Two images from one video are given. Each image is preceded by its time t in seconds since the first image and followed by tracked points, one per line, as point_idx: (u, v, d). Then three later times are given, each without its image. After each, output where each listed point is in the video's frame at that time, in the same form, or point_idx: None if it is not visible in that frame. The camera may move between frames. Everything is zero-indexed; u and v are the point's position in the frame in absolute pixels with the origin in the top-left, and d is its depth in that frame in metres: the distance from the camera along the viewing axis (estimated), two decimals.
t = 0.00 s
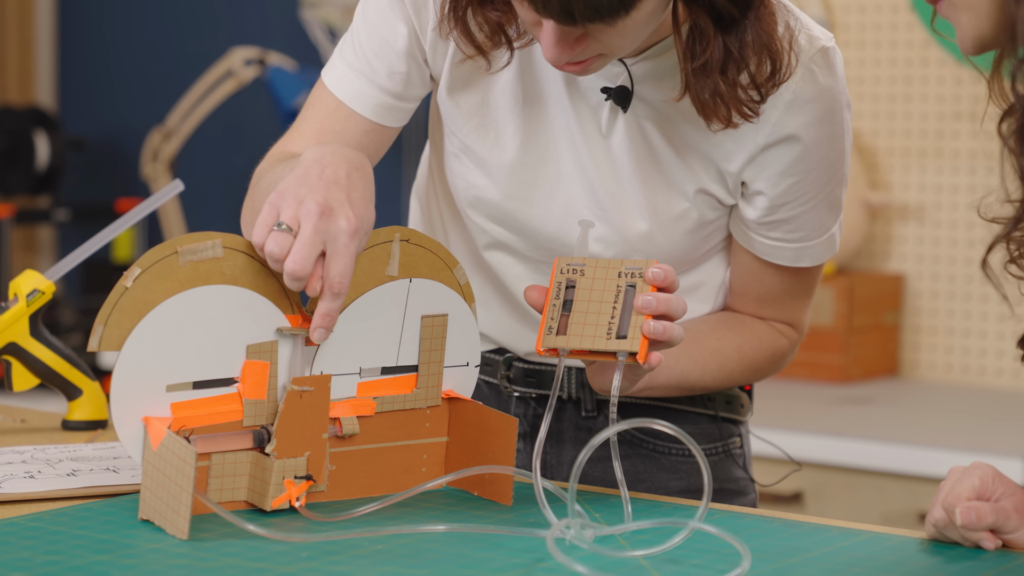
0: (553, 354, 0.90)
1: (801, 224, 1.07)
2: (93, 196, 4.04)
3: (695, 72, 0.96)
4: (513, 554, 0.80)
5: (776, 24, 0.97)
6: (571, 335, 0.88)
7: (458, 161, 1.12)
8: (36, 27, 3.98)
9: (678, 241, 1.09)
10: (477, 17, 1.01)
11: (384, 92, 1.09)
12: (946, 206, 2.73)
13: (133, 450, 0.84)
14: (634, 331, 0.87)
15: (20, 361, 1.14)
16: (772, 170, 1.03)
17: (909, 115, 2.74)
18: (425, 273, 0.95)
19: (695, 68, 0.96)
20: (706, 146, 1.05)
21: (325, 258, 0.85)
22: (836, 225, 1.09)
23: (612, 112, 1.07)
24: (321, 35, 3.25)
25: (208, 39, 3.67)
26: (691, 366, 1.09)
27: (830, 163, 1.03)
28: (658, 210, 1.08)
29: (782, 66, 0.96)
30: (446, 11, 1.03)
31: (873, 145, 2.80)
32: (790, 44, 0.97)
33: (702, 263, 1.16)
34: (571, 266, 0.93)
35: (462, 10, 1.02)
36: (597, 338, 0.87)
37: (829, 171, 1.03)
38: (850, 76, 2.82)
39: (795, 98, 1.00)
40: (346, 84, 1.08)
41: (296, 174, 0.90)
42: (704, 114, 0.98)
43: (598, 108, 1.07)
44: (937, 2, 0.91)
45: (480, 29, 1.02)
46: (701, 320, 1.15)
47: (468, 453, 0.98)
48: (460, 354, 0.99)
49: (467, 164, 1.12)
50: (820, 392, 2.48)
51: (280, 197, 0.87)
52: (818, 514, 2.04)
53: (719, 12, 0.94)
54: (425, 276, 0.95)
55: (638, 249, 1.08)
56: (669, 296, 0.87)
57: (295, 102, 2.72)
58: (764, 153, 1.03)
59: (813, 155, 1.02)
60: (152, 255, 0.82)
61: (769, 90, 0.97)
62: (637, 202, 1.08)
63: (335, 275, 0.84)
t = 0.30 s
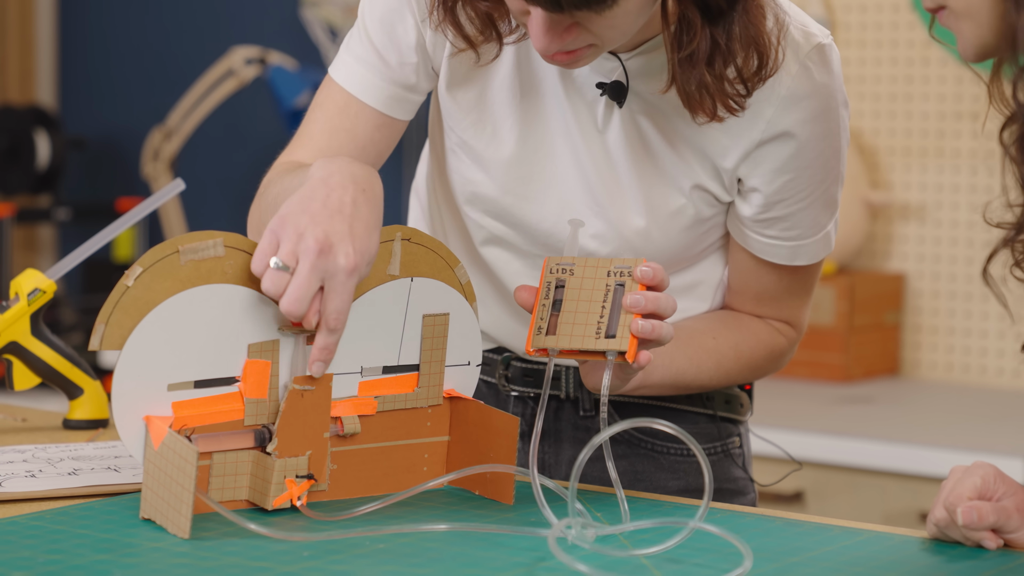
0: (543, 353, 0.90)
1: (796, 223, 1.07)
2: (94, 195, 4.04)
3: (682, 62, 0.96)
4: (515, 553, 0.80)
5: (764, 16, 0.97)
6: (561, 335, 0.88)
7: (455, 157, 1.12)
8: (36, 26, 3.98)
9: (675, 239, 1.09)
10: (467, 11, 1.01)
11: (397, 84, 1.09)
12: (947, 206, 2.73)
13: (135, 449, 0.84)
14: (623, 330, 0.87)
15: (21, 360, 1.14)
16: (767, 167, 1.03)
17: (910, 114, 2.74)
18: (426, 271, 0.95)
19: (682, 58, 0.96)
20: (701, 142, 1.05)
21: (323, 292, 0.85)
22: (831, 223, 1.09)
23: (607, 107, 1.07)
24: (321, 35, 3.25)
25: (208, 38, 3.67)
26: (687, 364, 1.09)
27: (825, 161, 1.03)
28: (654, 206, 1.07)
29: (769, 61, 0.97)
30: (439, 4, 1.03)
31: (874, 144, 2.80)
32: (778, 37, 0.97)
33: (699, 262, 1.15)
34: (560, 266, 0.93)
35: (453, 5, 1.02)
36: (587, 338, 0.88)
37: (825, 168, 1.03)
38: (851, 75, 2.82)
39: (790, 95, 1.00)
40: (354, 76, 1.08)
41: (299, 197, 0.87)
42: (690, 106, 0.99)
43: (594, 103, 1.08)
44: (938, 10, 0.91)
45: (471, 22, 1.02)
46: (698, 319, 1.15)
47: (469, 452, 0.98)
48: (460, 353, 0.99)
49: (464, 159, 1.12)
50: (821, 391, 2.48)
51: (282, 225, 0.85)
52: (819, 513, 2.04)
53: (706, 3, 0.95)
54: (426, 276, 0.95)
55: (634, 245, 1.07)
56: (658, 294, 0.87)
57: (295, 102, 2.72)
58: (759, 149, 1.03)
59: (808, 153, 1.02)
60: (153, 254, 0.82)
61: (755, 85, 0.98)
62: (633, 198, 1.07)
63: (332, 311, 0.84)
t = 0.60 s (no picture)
0: (554, 318, 0.90)
1: (787, 218, 1.06)
2: (94, 195, 4.04)
3: (678, 25, 0.97)
4: (515, 552, 0.80)
5: None
6: (573, 298, 0.88)
7: (459, 131, 1.14)
8: (36, 25, 3.98)
9: (672, 225, 1.08)
10: None
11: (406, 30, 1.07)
12: (947, 205, 2.73)
13: (134, 449, 0.84)
14: (636, 292, 0.87)
15: (21, 360, 1.14)
16: (761, 159, 1.03)
17: (910, 114, 2.74)
18: (425, 271, 0.95)
19: (678, 22, 0.97)
20: (698, 126, 1.05)
21: (351, 356, 0.84)
22: (824, 220, 1.09)
23: (607, 88, 1.08)
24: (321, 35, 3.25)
25: (208, 37, 3.67)
26: (690, 352, 1.08)
27: (821, 157, 1.03)
28: (653, 187, 1.07)
29: (763, 22, 0.98)
30: None
31: (874, 144, 2.80)
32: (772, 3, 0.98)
33: (695, 257, 1.15)
34: (572, 233, 0.93)
35: None
36: (600, 300, 0.87)
37: (820, 164, 1.03)
38: (851, 75, 2.82)
39: (787, 88, 1.01)
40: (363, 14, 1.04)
41: (323, 254, 0.81)
42: (688, 70, 0.99)
43: (596, 84, 1.09)
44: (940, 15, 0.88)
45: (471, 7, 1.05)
46: (697, 313, 1.14)
47: (468, 451, 0.98)
48: (460, 353, 0.99)
49: (466, 132, 1.13)
50: (821, 391, 2.48)
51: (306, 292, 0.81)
52: (819, 513, 2.04)
53: None
54: (426, 275, 0.95)
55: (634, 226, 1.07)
56: (671, 259, 0.87)
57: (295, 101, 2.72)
58: (754, 140, 1.03)
59: (802, 147, 1.02)
60: (153, 253, 0.82)
61: (752, 46, 0.99)
62: (636, 177, 1.08)
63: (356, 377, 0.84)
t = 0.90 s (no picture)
0: (565, 314, 0.90)
1: (798, 209, 1.06)
2: (94, 194, 4.04)
3: (708, 13, 0.98)
4: (516, 552, 0.80)
5: None
6: (583, 293, 0.88)
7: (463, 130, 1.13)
8: (36, 25, 3.98)
9: (682, 219, 1.09)
10: None
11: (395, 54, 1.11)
12: (948, 205, 2.73)
13: (134, 450, 0.84)
14: (646, 287, 0.87)
15: (21, 359, 1.13)
16: (771, 150, 1.04)
17: (911, 113, 2.74)
18: (426, 271, 0.95)
19: (707, 10, 0.98)
20: (709, 119, 1.06)
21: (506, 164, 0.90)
22: (830, 213, 1.09)
23: (617, 82, 1.07)
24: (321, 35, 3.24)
25: (209, 37, 3.66)
26: (693, 348, 1.08)
27: (829, 148, 1.04)
28: (662, 182, 1.08)
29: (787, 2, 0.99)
30: None
31: (874, 143, 2.80)
32: None
33: (701, 253, 1.15)
34: (579, 229, 0.93)
35: None
36: (611, 295, 0.87)
37: (828, 155, 1.04)
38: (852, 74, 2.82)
39: (796, 77, 1.02)
40: (354, 42, 1.10)
41: (413, 128, 0.89)
42: (716, 55, 1.00)
43: (604, 79, 1.08)
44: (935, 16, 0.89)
45: None
46: (701, 311, 1.15)
47: (470, 451, 0.98)
48: (461, 353, 0.99)
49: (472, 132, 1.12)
50: (821, 391, 2.48)
51: (430, 143, 0.88)
52: (819, 512, 2.04)
53: None
54: (426, 277, 0.95)
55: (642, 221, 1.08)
56: (680, 253, 0.87)
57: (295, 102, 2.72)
58: (763, 131, 1.04)
59: (812, 137, 1.03)
60: (153, 253, 0.82)
61: (777, 29, 0.99)
62: (644, 172, 1.08)
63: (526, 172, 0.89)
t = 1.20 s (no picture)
0: (570, 316, 0.89)
1: (800, 209, 1.06)
2: (94, 193, 4.04)
3: (706, 14, 0.98)
4: (519, 552, 0.80)
5: None
6: (589, 296, 0.88)
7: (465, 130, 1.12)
8: (37, 23, 3.97)
9: (683, 219, 1.09)
10: None
11: (390, 55, 1.11)
12: (950, 204, 2.72)
13: (137, 448, 0.84)
14: (652, 291, 0.86)
15: (23, 358, 1.13)
16: (773, 150, 1.03)
17: (913, 112, 2.74)
18: (430, 269, 0.95)
19: (706, 10, 0.98)
20: (710, 120, 1.05)
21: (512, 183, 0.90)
22: (834, 213, 1.09)
23: (618, 82, 1.07)
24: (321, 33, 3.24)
25: (210, 35, 3.66)
26: (698, 348, 1.08)
27: (831, 148, 1.03)
28: (663, 182, 1.08)
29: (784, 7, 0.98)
30: None
31: (876, 142, 2.80)
32: None
33: (705, 252, 1.15)
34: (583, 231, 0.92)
35: None
36: (616, 298, 0.87)
37: (831, 155, 1.03)
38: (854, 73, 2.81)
39: (799, 77, 1.01)
40: (349, 41, 1.10)
41: (415, 155, 0.89)
42: (714, 57, 1.00)
43: (606, 78, 1.08)
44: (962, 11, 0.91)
45: None
46: (706, 310, 1.14)
47: (474, 450, 0.97)
48: (464, 352, 0.98)
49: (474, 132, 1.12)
50: (823, 391, 2.48)
51: (432, 172, 0.88)
52: (821, 511, 2.04)
53: None
54: (429, 277, 0.95)
55: (643, 221, 1.08)
56: (685, 256, 0.87)
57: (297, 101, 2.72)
58: (765, 132, 1.04)
59: (813, 138, 1.02)
60: (157, 251, 0.81)
61: (775, 33, 0.99)
62: (645, 172, 1.08)
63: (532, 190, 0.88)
